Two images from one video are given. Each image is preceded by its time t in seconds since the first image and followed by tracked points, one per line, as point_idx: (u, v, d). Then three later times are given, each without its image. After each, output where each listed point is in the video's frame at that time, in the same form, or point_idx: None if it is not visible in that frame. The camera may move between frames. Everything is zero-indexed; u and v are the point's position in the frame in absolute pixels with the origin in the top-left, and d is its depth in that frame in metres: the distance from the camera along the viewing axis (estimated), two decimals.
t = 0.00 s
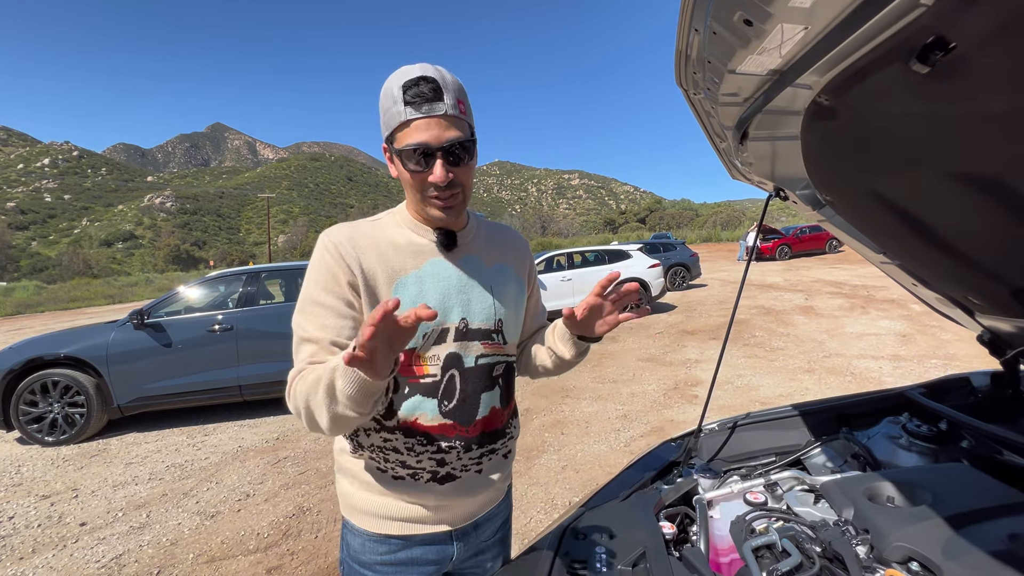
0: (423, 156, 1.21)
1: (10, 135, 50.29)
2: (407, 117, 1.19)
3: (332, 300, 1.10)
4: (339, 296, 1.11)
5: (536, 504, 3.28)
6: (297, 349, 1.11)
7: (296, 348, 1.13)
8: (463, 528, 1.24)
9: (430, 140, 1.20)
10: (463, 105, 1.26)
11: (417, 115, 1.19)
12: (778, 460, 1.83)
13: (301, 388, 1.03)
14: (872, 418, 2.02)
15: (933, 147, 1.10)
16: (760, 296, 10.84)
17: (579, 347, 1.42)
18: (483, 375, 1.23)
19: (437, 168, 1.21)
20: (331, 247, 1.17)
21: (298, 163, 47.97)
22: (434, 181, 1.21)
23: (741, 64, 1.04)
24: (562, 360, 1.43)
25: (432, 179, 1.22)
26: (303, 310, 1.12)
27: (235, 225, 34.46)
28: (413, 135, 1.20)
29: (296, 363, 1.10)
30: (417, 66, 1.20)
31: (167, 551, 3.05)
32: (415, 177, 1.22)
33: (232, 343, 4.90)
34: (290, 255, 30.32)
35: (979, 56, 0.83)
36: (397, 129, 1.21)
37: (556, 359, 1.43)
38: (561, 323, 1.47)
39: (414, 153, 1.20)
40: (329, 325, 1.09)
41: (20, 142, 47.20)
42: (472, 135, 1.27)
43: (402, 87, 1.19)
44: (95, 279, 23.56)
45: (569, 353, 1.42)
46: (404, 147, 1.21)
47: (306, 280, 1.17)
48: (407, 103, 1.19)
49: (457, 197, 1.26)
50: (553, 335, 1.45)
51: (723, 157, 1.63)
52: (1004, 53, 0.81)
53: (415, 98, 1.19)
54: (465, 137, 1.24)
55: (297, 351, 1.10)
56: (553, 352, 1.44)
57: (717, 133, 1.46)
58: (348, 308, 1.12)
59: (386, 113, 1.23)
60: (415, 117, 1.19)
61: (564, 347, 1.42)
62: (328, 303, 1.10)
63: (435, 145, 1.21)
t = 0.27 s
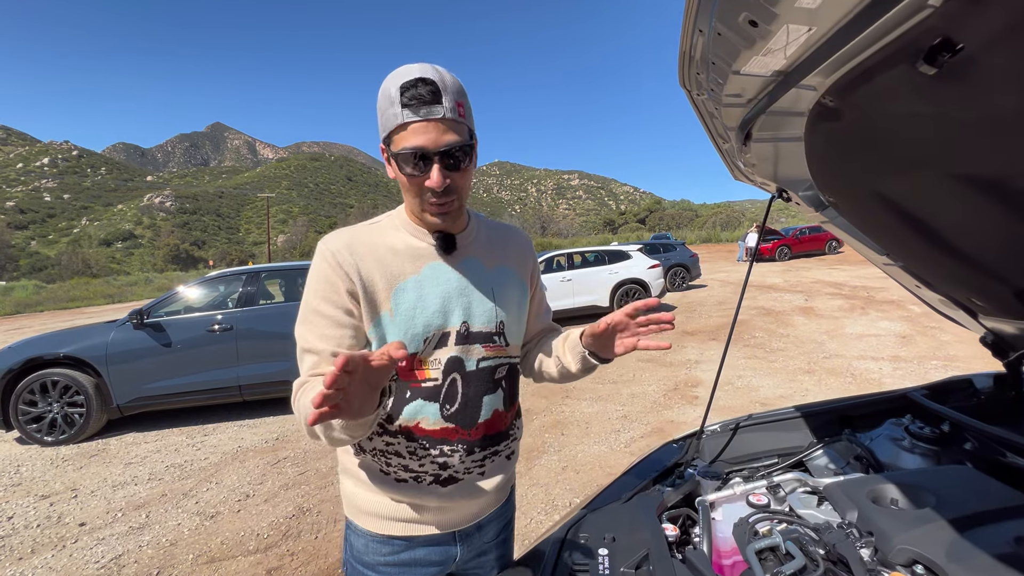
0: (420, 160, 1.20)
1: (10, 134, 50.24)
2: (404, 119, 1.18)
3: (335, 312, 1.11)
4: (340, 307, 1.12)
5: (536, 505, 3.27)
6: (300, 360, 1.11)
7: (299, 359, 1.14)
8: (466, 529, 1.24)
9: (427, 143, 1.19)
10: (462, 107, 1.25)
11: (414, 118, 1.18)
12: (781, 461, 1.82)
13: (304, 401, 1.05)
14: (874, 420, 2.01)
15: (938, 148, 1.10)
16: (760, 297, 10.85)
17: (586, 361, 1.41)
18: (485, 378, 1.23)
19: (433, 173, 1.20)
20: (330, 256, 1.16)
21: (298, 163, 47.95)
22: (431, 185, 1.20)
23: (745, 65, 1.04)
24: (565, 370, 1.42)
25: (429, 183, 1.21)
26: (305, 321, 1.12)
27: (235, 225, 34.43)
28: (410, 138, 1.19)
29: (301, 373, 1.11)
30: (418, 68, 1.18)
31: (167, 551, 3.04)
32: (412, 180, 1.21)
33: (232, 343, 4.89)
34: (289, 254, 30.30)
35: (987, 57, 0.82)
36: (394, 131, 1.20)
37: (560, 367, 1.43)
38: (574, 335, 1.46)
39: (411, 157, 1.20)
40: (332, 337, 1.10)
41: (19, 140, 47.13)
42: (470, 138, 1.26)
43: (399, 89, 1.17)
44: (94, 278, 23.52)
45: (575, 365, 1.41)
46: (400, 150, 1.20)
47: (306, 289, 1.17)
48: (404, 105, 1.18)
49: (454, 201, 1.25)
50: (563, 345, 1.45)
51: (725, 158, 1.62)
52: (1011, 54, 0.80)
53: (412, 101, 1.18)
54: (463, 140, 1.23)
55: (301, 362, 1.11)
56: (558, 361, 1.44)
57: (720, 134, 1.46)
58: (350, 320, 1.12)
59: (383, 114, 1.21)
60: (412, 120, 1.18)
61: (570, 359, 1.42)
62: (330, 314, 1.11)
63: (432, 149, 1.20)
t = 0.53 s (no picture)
0: (459, 150, 1.21)
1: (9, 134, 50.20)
2: (449, 108, 1.19)
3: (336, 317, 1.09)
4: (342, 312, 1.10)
5: (536, 506, 3.27)
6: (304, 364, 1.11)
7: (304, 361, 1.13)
8: (470, 530, 1.23)
9: (469, 134, 1.21)
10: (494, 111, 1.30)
11: (460, 108, 1.20)
12: (782, 463, 1.82)
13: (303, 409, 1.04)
14: (875, 422, 2.01)
15: (941, 149, 1.10)
16: (760, 298, 10.85)
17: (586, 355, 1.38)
18: (489, 378, 1.23)
19: (472, 164, 1.21)
20: (333, 259, 1.14)
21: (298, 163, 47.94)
22: (467, 176, 1.21)
23: (748, 66, 1.03)
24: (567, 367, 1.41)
25: (465, 173, 1.21)
26: (309, 325, 1.12)
27: (234, 225, 34.40)
28: (451, 127, 1.20)
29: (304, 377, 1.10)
30: (456, 65, 1.22)
31: (166, 552, 3.03)
32: (445, 168, 1.20)
33: (232, 343, 4.88)
34: (288, 254, 30.28)
35: (992, 59, 0.82)
36: (434, 117, 1.19)
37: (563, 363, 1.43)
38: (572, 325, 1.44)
39: (451, 146, 1.20)
40: (332, 344, 1.08)
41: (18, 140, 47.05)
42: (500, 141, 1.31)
43: (449, 79, 1.20)
44: (94, 278, 23.49)
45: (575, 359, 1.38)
46: (440, 137, 1.20)
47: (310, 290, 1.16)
48: (452, 95, 1.20)
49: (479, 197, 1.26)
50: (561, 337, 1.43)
51: (727, 159, 1.62)
52: (1016, 57, 0.80)
53: (459, 93, 1.21)
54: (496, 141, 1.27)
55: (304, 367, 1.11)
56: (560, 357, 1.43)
57: (722, 135, 1.46)
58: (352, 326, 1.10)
59: (423, 99, 1.20)
60: (457, 109, 1.20)
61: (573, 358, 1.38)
62: (330, 320, 1.09)
63: (473, 141, 1.21)
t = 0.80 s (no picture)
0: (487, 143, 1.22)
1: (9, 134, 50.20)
2: (481, 104, 1.22)
3: (345, 308, 1.07)
4: (353, 303, 1.08)
5: (536, 507, 3.26)
6: (304, 352, 1.09)
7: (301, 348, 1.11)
8: (476, 531, 1.24)
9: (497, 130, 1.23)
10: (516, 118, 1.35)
11: (491, 105, 1.23)
12: (784, 464, 1.82)
13: (309, 399, 1.03)
14: (877, 423, 2.01)
15: (944, 150, 1.10)
16: (759, 299, 10.85)
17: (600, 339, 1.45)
18: (497, 375, 1.23)
19: (499, 158, 1.21)
20: (348, 248, 1.13)
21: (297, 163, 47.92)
22: (493, 167, 1.21)
23: (752, 67, 1.03)
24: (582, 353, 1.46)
25: (491, 165, 1.21)
26: (313, 312, 1.09)
27: (234, 225, 34.38)
28: (481, 121, 1.22)
29: (302, 365, 1.08)
30: (486, 71, 1.28)
31: (165, 553, 3.02)
32: (472, 159, 1.20)
33: (231, 343, 4.88)
34: (287, 255, 30.25)
35: (998, 60, 0.82)
36: (466, 111, 1.22)
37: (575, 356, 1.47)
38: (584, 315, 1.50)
39: (480, 138, 1.21)
40: (340, 334, 1.07)
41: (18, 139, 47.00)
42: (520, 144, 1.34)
43: (484, 79, 1.25)
44: (93, 278, 23.46)
45: (591, 341, 1.45)
46: (471, 129, 1.21)
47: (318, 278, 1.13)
48: (485, 93, 1.24)
49: (498, 192, 1.27)
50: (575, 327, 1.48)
51: (729, 160, 1.62)
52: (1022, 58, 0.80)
53: (491, 93, 1.25)
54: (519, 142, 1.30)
55: (304, 355, 1.09)
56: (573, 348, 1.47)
57: (725, 136, 1.46)
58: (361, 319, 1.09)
59: (459, 94, 1.23)
60: (489, 106, 1.23)
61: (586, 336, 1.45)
62: (341, 311, 1.07)
63: (501, 136, 1.23)
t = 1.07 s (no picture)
0: (466, 143, 1.23)
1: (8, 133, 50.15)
2: (461, 104, 1.23)
3: (365, 296, 1.07)
4: (372, 292, 1.09)
5: (536, 508, 3.26)
6: (325, 341, 1.09)
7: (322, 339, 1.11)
8: (479, 531, 1.23)
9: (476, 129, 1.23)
10: (514, 113, 1.31)
11: (471, 104, 1.24)
12: (785, 466, 1.82)
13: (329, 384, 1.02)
14: (879, 424, 2.01)
15: (949, 150, 1.09)
16: (759, 300, 10.85)
17: (602, 357, 1.43)
18: (504, 376, 1.22)
19: (476, 155, 1.22)
20: (368, 238, 1.14)
21: (297, 164, 47.89)
22: (471, 166, 1.21)
23: (755, 67, 1.03)
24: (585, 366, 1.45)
25: (470, 163, 1.22)
26: (335, 301, 1.10)
27: (233, 225, 34.34)
28: (461, 122, 1.24)
29: (324, 355, 1.08)
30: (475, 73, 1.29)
31: (163, 554, 3.01)
32: (454, 159, 1.22)
33: (230, 343, 4.86)
34: (286, 255, 30.23)
35: (1005, 60, 0.82)
36: (448, 115, 1.25)
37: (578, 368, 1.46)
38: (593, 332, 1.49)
39: (458, 139, 1.23)
40: (361, 322, 1.07)
41: (17, 139, 46.97)
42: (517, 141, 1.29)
43: (465, 81, 1.26)
44: (92, 278, 23.43)
45: (593, 358, 1.43)
46: (450, 131, 1.24)
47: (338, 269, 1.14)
48: (466, 93, 1.24)
49: (487, 190, 1.25)
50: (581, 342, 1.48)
51: (731, 160, 1.62)
52: None
53: (474, 92, 1.25)
54: (512, 137, 1.27)
55: (324, 344, 1.08)
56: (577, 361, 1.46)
57: (727, 137, 1.45)
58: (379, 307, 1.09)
59: (443, 101, 1.28)
60: (468, 106, 1.23)
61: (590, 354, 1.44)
62: (359, 298, 1.07)
63: (482, 135, 1.23)
